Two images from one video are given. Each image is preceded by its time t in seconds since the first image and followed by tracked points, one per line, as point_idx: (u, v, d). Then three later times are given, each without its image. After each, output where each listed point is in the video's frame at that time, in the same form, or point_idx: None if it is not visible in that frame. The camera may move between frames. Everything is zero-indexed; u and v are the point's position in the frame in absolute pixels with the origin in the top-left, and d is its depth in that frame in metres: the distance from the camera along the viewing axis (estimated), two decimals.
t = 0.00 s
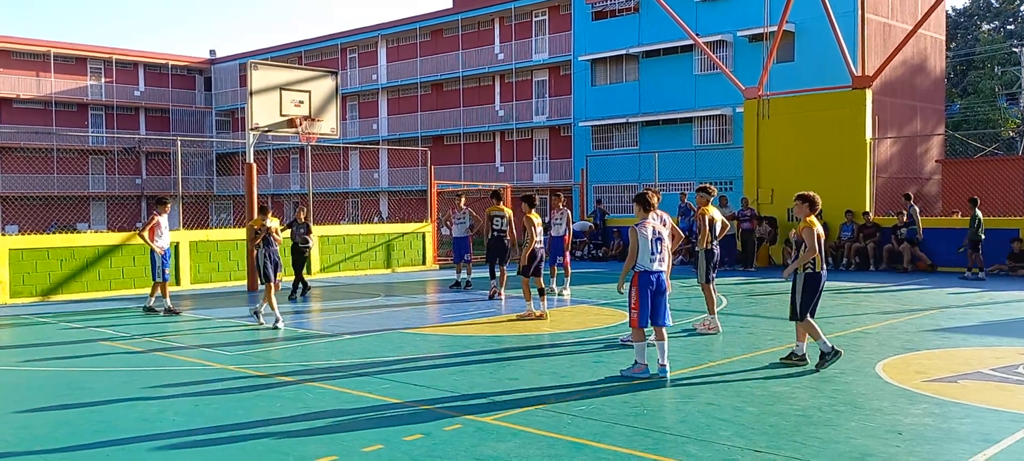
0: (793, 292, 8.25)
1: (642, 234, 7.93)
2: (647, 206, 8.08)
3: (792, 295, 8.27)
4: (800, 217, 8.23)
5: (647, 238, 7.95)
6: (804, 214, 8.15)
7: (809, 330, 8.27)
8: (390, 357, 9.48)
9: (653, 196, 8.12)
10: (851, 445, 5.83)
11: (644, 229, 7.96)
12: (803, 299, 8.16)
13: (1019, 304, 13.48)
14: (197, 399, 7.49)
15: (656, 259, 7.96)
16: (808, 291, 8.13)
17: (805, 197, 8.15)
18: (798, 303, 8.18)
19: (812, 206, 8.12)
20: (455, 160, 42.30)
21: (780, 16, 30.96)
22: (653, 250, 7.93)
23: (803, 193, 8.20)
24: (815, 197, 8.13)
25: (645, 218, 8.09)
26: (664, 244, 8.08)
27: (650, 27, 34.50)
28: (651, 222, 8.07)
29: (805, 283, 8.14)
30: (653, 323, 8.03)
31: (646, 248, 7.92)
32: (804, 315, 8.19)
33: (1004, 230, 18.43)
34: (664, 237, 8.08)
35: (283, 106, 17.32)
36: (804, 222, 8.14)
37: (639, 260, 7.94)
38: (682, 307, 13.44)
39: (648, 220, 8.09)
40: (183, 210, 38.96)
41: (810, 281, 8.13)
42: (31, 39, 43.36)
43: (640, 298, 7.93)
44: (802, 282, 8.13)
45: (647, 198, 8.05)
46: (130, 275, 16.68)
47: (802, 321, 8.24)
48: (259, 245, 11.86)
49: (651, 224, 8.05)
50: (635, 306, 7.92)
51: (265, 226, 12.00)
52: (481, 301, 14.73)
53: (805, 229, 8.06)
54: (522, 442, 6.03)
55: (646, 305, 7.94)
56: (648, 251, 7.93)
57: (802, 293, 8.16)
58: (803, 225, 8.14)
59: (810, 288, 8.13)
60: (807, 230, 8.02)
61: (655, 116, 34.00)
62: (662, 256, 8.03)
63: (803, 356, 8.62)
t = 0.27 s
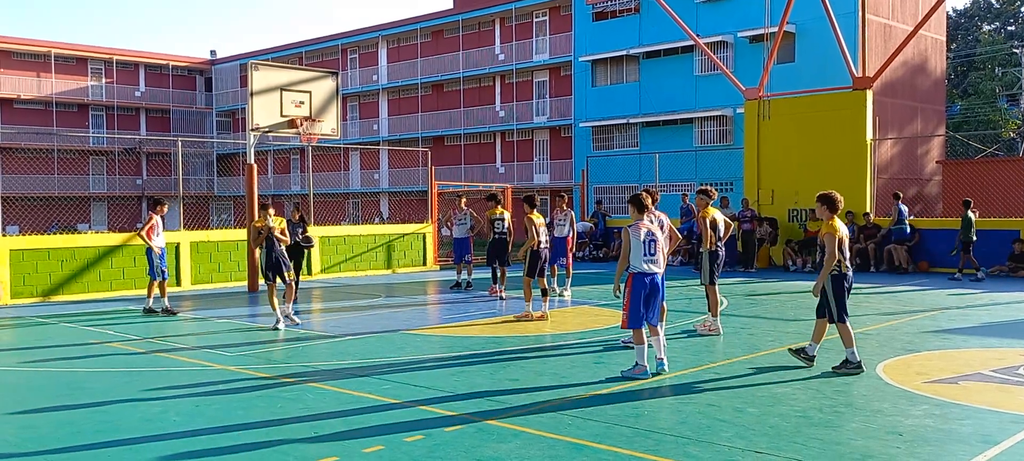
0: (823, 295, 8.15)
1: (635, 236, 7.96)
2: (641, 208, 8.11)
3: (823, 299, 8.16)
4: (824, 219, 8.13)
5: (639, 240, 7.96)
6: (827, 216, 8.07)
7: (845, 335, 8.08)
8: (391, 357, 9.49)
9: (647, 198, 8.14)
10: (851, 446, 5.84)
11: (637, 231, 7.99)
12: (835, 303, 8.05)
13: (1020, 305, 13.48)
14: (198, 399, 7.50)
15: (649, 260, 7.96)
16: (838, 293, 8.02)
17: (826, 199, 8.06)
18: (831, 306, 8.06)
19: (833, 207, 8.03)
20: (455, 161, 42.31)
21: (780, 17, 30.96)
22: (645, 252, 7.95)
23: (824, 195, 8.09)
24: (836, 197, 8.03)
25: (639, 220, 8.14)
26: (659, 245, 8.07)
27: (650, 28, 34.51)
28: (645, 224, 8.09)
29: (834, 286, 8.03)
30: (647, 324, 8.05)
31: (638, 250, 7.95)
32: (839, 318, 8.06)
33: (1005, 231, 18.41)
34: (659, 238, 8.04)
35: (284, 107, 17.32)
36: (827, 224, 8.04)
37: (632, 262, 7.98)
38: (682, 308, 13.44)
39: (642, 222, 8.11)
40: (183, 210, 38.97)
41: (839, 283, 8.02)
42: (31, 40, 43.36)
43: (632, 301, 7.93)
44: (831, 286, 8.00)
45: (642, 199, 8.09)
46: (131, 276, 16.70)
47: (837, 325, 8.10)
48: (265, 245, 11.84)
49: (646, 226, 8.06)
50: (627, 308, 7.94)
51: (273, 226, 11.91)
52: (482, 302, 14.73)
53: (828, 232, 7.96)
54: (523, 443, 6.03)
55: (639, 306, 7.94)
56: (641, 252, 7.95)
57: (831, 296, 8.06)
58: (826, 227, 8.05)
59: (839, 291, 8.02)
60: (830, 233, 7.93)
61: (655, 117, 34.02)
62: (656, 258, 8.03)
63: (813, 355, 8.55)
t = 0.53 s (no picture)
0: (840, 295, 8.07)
1: (634, 236, 7.94)
2: (640, 208, 8.11)
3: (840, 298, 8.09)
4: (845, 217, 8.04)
5: (638, 239, 7.95)
6: (848, 215, 7.98)
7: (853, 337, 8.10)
8: (391, 356, 9.48)
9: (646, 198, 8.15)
10: (852, 445, 5.83)
11: (637, 231, 7.97)
12: (852, 302, 7.99)
13: (1020, 305, 13.48)
14: (197, 399, 7.50)
15: (648, 260, 7.97)
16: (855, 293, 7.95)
17: (846, 196, 7.95)
18: (848, 306, 8.00)
19: (855, 205, 7.93)
20: (456, 160, 42.30)
21: (781, 17, 30.96)
22: (644, 252, 7.96)
23: (846, 192, 7.98)
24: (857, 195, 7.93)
25: (638, 219, 8.14)
26: (657, 245, 8.07)
27: (650, 28, 34.52)
28: (644, 223, 8.09)
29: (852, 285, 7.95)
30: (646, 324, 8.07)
31: (637, 249, 7.95)
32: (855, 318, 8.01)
33: (1007, 231, 18.41)
34: (658, 238, 8.05)
35: (284, 106, 17.33)
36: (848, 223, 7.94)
37: (630, 261, 7.97)
38: (682, 308, 13.44)
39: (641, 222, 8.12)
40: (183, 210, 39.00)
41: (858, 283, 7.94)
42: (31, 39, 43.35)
43: (631, 300, 7.97)
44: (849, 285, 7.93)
45: (639, 199, 8.09)
46: (131, 275, 16.72)
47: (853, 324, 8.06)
48: (267, 246, 11.85)
49: (645, 226, 8.06)
50: (626, 307, 7.98)
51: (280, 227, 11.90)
52: (482, 301, 14.73)
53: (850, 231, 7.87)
54: (523, 442, 6.03)
55: (638, 305, 7.97)
56: (640, 252, 7.95)
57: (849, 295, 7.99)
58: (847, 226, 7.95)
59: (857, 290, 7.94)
60: (853, 232, 7.82)
61: (655, 116, 34.02)
62: (655, 257, 8.04)
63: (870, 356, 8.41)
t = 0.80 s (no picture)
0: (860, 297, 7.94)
1: (636, 236, 7.94)
2: (641, 207, 8.10)
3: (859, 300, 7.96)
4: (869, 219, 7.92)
5: (640, 239, 7.95)
6: (872, 216, 7.85)
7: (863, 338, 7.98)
8: (391, 357, 9.48)
9: (648, 198, 8.14)
10: (853, 445, 5.83)
11: (639, 231, 7.97)
12: (870, 304, 7.84)
13: (1021, 304, 13.47)
14: (198, 398, 7.50)
15: (649, 260, 7.97)
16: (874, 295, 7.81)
17: (873, 196, 7.83)
18: (864, 307, 7.87)
19: (880, 206, 7.80)
20: (457, 160, 42.30)
21: (782, 16, 30.95)
22: (647, 252, 7.96)
23: (873, 193, 7.86)
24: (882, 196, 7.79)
25: (640, 219, 8.14)
26: (659, 245, 8.07)
27: (651, 27, 34.50)
28: (646, 223, 8.09)
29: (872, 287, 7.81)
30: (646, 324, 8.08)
31: (638, 250, 7.94)
32: (871, 320, 7.87)
33: (1008, 230, 18.40)
34: (659, 238, 8.05)
35: (285, 106, 17.33)
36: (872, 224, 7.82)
37: (632, 260, 7.96)
38: (683, 308, 13.44)
39: (643, 222, 8.12)
40: (185, 209, 39.02)
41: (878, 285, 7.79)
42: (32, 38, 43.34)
43: (632, 299, 7.96)
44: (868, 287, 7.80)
45: (641, 197, 8.08)
46: (132, 275, 16.73)
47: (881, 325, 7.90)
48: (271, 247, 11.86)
49: (647, 226, 8.05)
50: (627, 306, 7.97)
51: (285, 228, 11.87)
52: (482, 301, 14.75)
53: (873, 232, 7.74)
54: (524, 441, 6.03)
55: (639, 304, 7.97)
56: (641, 252, 7.94)
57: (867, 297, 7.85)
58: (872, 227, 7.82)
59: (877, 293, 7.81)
60: (877, 232, 7.69)
61: (656, 116, 34.00)
62: (656, 257, 8.03)
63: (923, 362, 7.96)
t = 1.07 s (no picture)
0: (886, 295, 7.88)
1: (636, 238, 7.94)
2: (642, 207, 8.10)
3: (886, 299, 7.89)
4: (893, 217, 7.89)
5: (640, 241, 7.95)
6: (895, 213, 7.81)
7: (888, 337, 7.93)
8: (393, 357, 9.48)
9: (648, 198, 8.13)
10: (854, 445, 5.83)
11: (639, 232, 7.96)
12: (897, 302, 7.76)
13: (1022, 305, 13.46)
14: (199, 398, 7.51)
15: (649, 261, 7.96)
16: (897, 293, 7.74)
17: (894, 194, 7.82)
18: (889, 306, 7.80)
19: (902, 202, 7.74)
20: (458, 160, 42.30)
21: (783, 17, 30.93)
22: (647, 252, 7.95)
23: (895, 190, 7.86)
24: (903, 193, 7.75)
25: (641, 219, 8.13)
26: (659, 244, 8.05)
27: (652, 28, 34.48)
28: (646, 224, 8.08)
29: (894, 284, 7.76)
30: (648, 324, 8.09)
31: (638, 251, 7.94)
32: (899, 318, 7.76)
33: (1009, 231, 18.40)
34: (659, 239, 8.04)
35: (287, 106, 17.35)
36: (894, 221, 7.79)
37: (632, 262, 7.96)
38: (684, 308, 13.43)
39: (643, 222, 8.12)
40: (186, 210, 39.04)
41: (902, 282, 7.73)
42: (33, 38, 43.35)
43: (633, 300, 7.97)
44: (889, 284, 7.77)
45: (642, 198, 8.08)
46: (134, 275, 16.73)
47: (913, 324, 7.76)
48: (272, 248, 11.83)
49: (646, 226, 8.04)
50: (628, 307, 7.99)
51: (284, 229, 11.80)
52: (483, 302, 14.74)
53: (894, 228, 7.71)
54: (525, 442, 6.03)
55: (640, 305, 7.98)
56: (641, 253, 7.94)
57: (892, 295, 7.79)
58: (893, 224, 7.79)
59: (902, 290, 7.72)
60: (898, 228, 7.65)
61: (657, 116, 34.00)
62: (656, 257, 8.02)
63: (928, 368, 7.94)
